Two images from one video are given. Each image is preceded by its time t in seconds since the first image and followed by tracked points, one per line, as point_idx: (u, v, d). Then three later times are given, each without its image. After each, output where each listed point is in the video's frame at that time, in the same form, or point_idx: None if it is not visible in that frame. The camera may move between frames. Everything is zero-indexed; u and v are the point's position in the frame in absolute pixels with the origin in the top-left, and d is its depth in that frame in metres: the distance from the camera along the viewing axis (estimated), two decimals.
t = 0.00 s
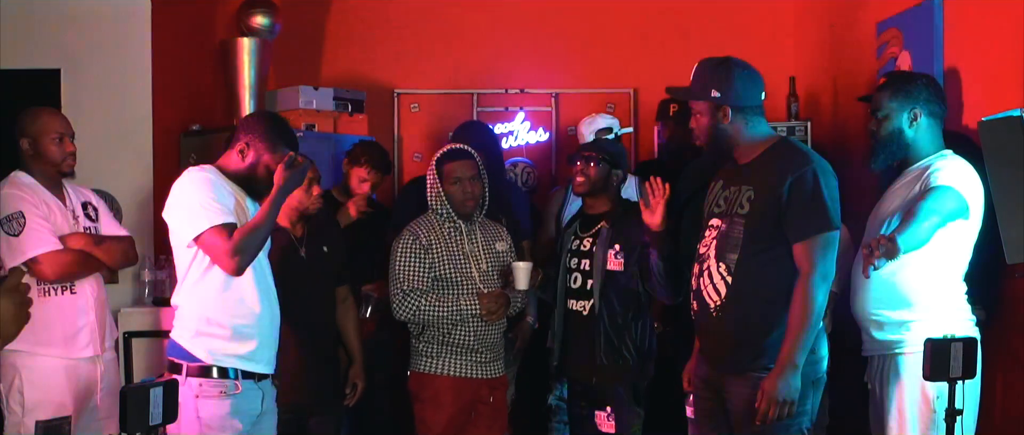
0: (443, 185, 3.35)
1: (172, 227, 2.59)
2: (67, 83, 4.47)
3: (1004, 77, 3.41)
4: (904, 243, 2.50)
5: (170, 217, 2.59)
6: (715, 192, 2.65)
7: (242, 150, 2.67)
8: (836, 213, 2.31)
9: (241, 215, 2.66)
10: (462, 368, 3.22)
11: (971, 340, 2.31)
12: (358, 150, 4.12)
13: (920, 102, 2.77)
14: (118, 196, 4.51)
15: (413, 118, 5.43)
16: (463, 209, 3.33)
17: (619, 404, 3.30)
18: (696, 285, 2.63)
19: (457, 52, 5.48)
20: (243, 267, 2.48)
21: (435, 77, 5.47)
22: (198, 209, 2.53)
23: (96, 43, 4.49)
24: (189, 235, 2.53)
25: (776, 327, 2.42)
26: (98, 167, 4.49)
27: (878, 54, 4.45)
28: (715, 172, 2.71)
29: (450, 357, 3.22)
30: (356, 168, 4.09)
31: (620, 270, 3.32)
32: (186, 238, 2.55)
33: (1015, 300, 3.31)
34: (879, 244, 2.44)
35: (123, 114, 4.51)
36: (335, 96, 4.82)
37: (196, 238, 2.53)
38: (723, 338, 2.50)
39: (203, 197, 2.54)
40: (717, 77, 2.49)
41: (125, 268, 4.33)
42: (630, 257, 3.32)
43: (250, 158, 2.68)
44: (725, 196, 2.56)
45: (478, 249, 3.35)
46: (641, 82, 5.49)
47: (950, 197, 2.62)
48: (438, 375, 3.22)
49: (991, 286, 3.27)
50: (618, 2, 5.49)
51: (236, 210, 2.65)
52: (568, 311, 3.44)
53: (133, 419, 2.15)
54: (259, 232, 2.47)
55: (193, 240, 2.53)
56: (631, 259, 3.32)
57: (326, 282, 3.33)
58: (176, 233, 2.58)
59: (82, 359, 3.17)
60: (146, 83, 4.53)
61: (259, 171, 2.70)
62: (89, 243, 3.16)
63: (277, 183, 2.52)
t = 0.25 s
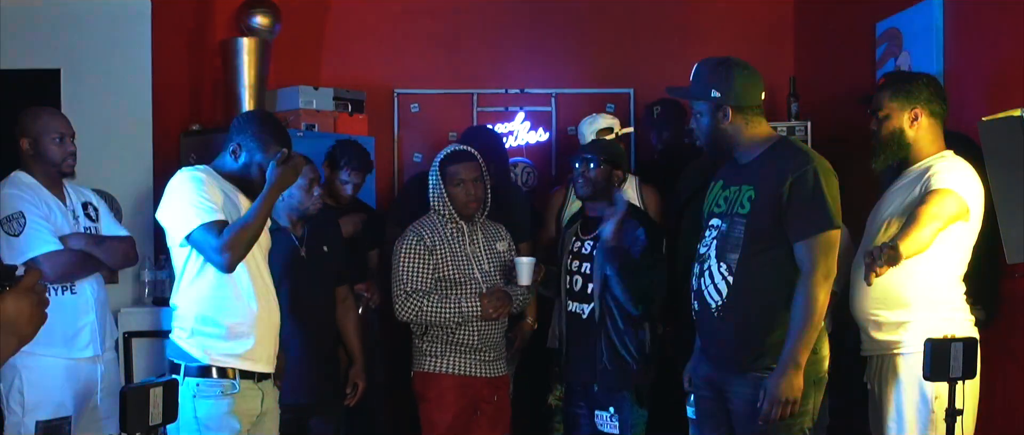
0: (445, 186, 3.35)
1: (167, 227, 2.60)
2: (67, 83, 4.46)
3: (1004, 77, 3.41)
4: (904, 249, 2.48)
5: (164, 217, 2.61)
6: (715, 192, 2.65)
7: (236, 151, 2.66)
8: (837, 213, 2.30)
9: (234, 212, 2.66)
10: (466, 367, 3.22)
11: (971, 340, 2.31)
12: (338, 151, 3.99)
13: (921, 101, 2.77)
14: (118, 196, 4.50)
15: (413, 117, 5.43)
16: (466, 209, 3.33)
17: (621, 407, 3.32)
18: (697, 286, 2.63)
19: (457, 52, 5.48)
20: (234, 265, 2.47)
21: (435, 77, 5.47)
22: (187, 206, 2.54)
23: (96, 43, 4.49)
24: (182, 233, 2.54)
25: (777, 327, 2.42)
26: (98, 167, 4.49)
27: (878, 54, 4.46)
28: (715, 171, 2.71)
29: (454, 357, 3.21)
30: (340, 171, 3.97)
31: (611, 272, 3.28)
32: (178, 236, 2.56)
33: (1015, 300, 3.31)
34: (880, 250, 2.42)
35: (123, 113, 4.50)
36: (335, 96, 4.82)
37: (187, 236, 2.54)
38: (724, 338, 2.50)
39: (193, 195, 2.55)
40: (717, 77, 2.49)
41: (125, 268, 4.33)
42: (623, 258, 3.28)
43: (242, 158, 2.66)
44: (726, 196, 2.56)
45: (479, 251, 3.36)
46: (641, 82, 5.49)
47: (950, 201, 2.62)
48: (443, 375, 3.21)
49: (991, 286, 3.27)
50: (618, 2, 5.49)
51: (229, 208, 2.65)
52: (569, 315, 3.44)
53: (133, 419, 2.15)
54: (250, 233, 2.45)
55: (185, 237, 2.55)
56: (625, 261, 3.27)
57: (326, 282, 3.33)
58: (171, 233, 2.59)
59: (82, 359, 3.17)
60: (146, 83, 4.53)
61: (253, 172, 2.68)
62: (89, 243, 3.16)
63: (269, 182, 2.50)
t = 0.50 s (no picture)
0: (442, 186, 3.36)
1: (162, 229, 2.60)
2: (67, 83, 4.47)
3: (1005, 77, 3.40)
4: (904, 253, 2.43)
5: (160, 220, 2.60)
6: (715, 192, 2.65)
7: (230, 151, 2.65)
8: (837, 213, 2.30)
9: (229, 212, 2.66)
10: (469, 366, 3.21)
11: (971, 340, 2.31)
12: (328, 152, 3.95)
13: (921, 101, 2.77)
14: (117, 196, 4.50)
15: (413, 118, 5.43)
16: (463, 208, 3.34)
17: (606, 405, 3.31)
18: (697, 286, 2.63)
19: (457, 52, 5.48)
20: (232, 267, 2.47)
21: (435, 77, 5.47)
22: (184, 210, 2.53)
23: (96, 42, 4.49)
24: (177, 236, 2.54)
25: (778, 327, 2.42)
26: (98, 167, 4.49)
27: (878, 54, 4.45)
28: (714, 171, 2.71)
29: (456, 355, 3.21)
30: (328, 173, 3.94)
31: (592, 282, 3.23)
32: (173, 240, 2.55)
33: (1016, 300, 3.30)
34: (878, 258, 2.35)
35: (123, 113, 4.51)
36: (335, 96, 4.82)
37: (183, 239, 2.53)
38: (724, 338, 2.50)
39: (188, 198, 2.54)
40: (716, 77, 2.49)
41: (125, 268, 4.33)
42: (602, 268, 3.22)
43: (237, 158, 2.66)
44: (725, 196, 2.56)
45: (480, 248, 3.35)
46: (641, 82, 5.48)
47: (951, 203, 2.61)
48: (445, 373, 3.20)
49: (992, 285, 3.27)
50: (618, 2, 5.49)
51: (225, 208, 2.65)
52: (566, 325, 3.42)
53: (133, 419, 2.15)
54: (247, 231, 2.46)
55: (181, 241, 2.54)
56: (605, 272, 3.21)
57: (326, 282, 3.33)
58: (167, 235, 2.58)
59: (83, 359, 3.17)
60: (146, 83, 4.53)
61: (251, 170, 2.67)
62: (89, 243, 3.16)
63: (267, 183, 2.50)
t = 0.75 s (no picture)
0: (437, 188, 3.38)
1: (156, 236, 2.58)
2: (67, 83, 4.47)
3: (1004, 77, 3.40)
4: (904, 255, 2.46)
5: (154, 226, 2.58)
6: (715, 192, 2.65)
7: (238, 150, 2.60)
8: (836, 213, 2.30)
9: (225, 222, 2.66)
10: (466, 365, 3.21)
11: (971, 340, 2.31)
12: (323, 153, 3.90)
13: (920, 101, 2.76)
14: (117, 196, 4.50)
15: (413, 118, 5.44)
16: (458, 210, 3.35)
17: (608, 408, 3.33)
18: (696, 286, 2.63)
19: (457, 52, 5.48)
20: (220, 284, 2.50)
21: (435, 77, 5.47)
22: (180, 220, 2.52)
23: (96, 42, 4.49)
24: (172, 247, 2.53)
25: (777, 327, 2.42)
26: (98, 167, 4.49)
27: (878, 54, 4.45)
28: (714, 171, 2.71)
29: (454, 355, 3.22)
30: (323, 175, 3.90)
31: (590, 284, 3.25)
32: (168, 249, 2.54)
33: (1015, 300, 3.31)
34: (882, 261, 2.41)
35: (123, 113, 4.51)
36: (335, 96, 4.82)
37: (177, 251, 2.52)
38: (724, 338, 2.50)
39: (184, 208, 2.52)
40: (716, 77, 2.49)
41: (125, 268, 4.33)
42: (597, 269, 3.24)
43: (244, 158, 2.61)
44: (725, 197, 2.56)
45: (477, 248, 3.35)
46: (641, 82, 5.48)
47: (951, 203, 2.61)
48: (443, 372, 3.21)
49: (991, 285, 3.27)
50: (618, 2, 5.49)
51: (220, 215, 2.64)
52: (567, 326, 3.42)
53: (133, 419, 2.15)
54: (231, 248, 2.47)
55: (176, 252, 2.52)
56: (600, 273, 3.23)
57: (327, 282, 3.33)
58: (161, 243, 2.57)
59: (83, 359, 3.17)
60: (146, 83, 4.53)
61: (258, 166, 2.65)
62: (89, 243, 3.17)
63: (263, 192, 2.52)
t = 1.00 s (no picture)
0: (433, 189, 3.36)
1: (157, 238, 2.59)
2: (67, 83, 4.47)
3: (1004, 77, 3.40)
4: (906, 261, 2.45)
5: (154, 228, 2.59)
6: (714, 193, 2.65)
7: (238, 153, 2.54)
8: (836, 213, 2.30)
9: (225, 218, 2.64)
10: (458, 366, 3.20)
11: (971, 340, 2.30)
12: (326, 155, 3.96)
13: (919, 101, 2.76)
14: (117, 196, 4.50)
15: (413, 118, 5.44)
16: (453, 210, 3.33)
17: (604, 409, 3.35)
18: (697, 286, 2.63)
19: (457, 52, 5.48)
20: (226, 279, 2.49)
21: (435, 77, 5.47)
22: (180, 221, 2.52)
23: (96, 42, 4.49)
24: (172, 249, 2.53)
25: (777, 327, 2.42)
26: (98, 167, 4.49)
27: (878, 54, 4.45)
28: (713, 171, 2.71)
29: (446, 356, 3.21)
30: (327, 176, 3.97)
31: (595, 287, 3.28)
32: (169, 251, 2.55)
33: (1015, 300, 3.31)
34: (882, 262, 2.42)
35: (123, 113, 4.51)
36: (335, 96, 4.82)
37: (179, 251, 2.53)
38: (724, 338, 2.50)
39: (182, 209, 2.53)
40: (716, 77, 2.49)
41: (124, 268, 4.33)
42: (604, 275, 3.26)
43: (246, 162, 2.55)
44: (725, 197, 2.56)
45: (473, 249, 3.33)
46: (641, 82, 5.49)
47: (951, 204, 2.62)
48: (436, 373, 3.20)
49: (991, 285, 3.27)
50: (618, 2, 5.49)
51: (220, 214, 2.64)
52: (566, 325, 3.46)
53: (133, 419, 2.15)
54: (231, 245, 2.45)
55: (177, 253, 2.53)
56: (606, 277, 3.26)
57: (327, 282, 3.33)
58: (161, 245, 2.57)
59: (82, 359, 3.17)
60: (145, 83, 4.53)
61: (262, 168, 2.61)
62: (89, 243, 3.17)
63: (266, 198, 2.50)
